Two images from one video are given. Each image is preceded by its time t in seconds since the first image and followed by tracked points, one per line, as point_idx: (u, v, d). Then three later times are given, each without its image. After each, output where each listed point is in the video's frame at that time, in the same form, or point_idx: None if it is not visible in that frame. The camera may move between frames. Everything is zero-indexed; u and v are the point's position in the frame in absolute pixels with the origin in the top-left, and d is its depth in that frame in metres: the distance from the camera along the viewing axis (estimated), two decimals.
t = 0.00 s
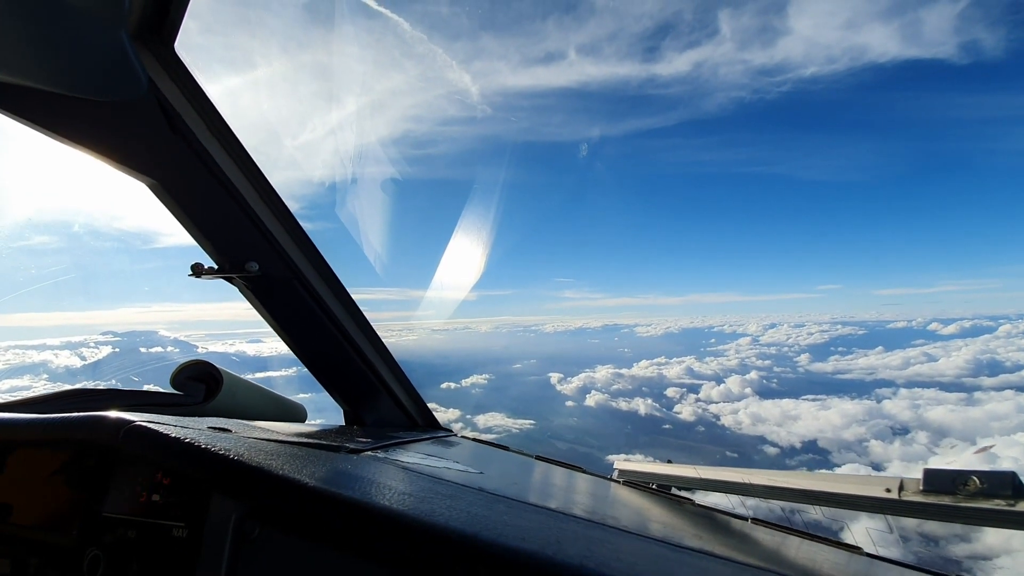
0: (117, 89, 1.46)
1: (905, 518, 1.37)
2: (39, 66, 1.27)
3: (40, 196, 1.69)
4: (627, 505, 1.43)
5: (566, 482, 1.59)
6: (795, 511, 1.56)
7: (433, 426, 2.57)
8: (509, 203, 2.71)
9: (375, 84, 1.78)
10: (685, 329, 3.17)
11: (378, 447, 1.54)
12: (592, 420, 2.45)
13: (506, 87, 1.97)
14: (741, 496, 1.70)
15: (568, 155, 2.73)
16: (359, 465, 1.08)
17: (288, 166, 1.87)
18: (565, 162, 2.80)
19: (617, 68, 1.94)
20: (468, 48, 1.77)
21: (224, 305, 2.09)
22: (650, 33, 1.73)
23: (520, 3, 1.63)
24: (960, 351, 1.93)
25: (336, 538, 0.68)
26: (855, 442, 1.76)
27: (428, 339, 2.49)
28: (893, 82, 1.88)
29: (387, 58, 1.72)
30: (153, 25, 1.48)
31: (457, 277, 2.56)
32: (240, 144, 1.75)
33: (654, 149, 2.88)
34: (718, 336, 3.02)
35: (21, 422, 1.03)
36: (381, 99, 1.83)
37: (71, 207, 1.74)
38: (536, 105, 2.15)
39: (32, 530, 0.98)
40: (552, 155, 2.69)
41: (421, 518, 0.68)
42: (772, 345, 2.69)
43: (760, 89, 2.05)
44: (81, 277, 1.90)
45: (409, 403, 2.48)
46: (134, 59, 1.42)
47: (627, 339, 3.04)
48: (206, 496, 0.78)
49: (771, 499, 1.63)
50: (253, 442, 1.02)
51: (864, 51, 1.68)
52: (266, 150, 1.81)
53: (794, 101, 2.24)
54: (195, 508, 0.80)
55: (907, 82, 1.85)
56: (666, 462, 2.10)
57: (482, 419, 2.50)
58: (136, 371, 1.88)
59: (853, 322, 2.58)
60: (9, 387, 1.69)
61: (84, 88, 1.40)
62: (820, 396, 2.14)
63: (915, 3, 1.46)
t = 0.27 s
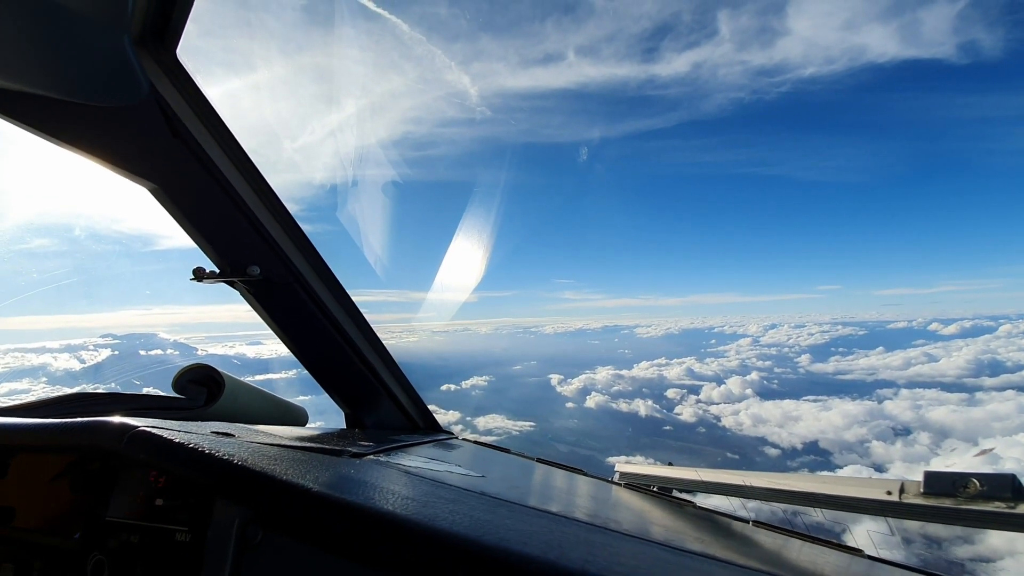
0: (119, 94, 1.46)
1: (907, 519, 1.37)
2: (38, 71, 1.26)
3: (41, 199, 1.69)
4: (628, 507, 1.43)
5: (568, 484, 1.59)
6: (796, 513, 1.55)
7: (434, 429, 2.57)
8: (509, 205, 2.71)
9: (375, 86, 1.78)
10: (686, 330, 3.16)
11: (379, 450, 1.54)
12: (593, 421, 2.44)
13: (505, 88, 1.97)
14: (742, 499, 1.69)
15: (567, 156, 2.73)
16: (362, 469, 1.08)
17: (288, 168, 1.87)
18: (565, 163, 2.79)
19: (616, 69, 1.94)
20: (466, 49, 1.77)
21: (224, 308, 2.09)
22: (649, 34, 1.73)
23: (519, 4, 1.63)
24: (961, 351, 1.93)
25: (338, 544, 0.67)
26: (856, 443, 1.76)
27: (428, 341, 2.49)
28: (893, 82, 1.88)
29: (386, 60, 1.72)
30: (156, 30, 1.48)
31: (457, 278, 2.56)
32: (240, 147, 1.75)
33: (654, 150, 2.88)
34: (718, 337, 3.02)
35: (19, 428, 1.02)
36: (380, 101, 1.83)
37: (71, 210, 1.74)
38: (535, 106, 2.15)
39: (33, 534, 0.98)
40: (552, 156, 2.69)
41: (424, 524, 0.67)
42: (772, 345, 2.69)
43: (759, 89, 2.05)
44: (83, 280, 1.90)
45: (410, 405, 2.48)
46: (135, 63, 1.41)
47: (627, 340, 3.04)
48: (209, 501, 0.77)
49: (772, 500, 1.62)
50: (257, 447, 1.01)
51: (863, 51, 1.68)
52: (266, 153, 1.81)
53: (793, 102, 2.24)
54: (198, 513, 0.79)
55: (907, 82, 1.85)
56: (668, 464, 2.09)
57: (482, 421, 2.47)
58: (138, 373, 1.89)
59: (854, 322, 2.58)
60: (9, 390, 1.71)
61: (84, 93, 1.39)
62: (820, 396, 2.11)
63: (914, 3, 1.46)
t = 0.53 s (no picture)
0: (119, 93, 1.46)
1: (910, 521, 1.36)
2: (38, 69, 1.26)
3: (40, 199, 1.69)
4: (630, 508, 1.42)
5: (568, 485, 1.59)
6: (798, 514, 1.55)
7: (434, 430, 2.56)
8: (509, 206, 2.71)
9: (374, 86, 1.78)
10: (686, 331, 3.16)
11: (380, 451, 1.53)
12: (593, 422, 2.44)
13: (504, 89, 1.97)
14: (745, 500, 1.69)
15: (567, 157, 2.73)
16: (362, 470, 1.07)
17: (287, 169, 1.87)
18: (564, 164, 2.79)
19: (616, 69, 1.94)
20: (466, 50, 1.77)
21: (224, 309, 2.10)
22: (649, 34, 1.73)
23: (518, 5, 1.63)
24: (961, 352, 1.93)
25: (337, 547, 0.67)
26: (857, 444, 1.75)
27: (428, 342, 2.49)
28: (893, 82, 1.88)
29: (385, 61, 1.72)
30: (156, 29, 1.48)
31: (457, 279, 2.55)
32: (240, 145, 1.75)
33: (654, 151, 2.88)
34: (718, 338, 3.02)
35: (16, 427, 1.01)
36: (379, 101, 1.83)
37: (69, 211, 1.74)
38: (535, 107, 2.15)
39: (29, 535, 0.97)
40: (552, 157, 2.69)
41: (425, 527, 0.67)
42: (772, 346, 2.69)
43: (758, 90, 2.05)
44: (82, 281, 1.90)
45: (410, 406, 2.48)
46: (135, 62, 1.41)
47: (627, 341, 3.04)
48: (208, 502, 0.77)
49: (775, 502, 1.62)
50: (256, 448, 1.01)
51: (863, 51, 1.68)
52: (264, 154, 1.81)
53: (793, 102, 2.24)
54: (196, 513, 0.79)
55: (907, 82, 1.85)
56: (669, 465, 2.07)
57: (482, 422, 2.46)
58: (138, 374, 1.89)
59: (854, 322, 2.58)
60: (8, 393, 1.69)
61: (84, 91, 1.39)
62: (821, 396, 2.13)
63: (914, 3, 1.46)
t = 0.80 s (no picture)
0: (117, 95, 1.45)
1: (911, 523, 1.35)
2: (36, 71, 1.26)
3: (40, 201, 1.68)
4: (631, 510, 1.41)
5: (568, 487, 1.58)
6: (798, 515, 1.55)
7: (433, 431, 2.56)
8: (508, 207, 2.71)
9: (372, 87, 1.78)
10: (685, 332, 3.17)
11: (380, 453, 1.53)
12: (592, 423, 2.44)
13: (503, 89, 1.97)
14: (744, 501, 1.69)
15: (566, 157, 2.73)
16: (362, 473, 1.07)
17: (286, 170, 1.87)
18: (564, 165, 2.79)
19: (615, 70, 1.94)
20: (464, 51, 1.77)
21: (223, 310, 2.09)
22: (647, 35, 1.73)
23: (516, 5, 1.62)
24: (960, 352, 1.93)
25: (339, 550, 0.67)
26: (858, 445, 1.75)
27: (428, 344, 2.48)
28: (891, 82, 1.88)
29: (384, 62, 1.72)
30: (155, 31, 1.47)
31: (457, 280, 2.55)
32: (240, 148, 1.74)
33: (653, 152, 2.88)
34: (717, 338, 3.02)
35: (10, 429, 1.00)
36: (378, 103, 1.83)
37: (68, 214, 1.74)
38: (534, 108, 2.15)
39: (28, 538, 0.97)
40: (551, 158, 2.69)
41: (427, 528, 0.67)
42: (772, 347, 2.69)
43: (757, 90, 2.05)
44: (81, 282, 1.89)
45: (410, 407, 2.48)
46: (135, 64, 1.40)
47: (627, 342, 3.04)
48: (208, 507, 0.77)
49: (774, 503, 1.62)
50: (255, 449, 1.00)
51: (862, 52, 1.68)
52: (263, 156, 1.80)
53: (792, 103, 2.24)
54: (195, 518, 0.79)
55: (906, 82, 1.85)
56: (667, 467, 2.04)
57: (482, 424, 2.46)
58: (136, 376, 1.88)
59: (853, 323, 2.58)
60: (5, 394, 1.69)
61: (82, 92, 1.39)
62: (821, 397, 2.13)
63: (912, 3, 1.46)
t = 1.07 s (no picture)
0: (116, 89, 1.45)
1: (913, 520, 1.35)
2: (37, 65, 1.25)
3: (38, 200, 1.67)
4: (631, 506, 1.42)
5: (568, 483, 1.59)
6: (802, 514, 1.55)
7: (434, 430, 2.55)
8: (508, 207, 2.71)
9: (371, 86, 1.78)
10: (684, 332, 3.17)
11: (382, 449, 1.53)
12: (591, 423, 2.44)
13: (501, 88, 1.96)
14: (747, 497, 1.69)
15: (567, 156, 2.73)
16: (364, 467, 1.07)
17: (285, 169, 1.86)
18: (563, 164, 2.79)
19: (614, 69, 1.93)
20: (462, 50, 1.77)
21: (222, 310, 2.09)
22: (646, 34, 1.73)
23: (514, 4, 1.62)
24: (959, 352, 1.93)
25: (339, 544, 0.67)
26: (857, 445, 1.75)
27: (428, 344, 2.47)
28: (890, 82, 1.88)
29: (382, 61, 1.71)
30: (154, 25, 1.47)
31: (457, 280, 2.55)
32: (240, 143, 1.74)
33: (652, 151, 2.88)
34: (716, 338, 3.02)
35: (12, 426, 1.00)
36: (377, 102, 1.83)
37: (65, 214, 1.73)
38: (533, 107, 2.15)
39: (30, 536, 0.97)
40: (551, 157, 2.69)
41: (429, 521, 0.66)
42: (770, 347, 2.69)
43: (756, 90, 2.05)
44: (79, 277, 1.88)
45: (411, 406, 2.46)
46: (134, 58, 1.40)
47: (626, 342, 3.04)
48: (208, 501, 0.76)
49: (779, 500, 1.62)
50: (256, 444, 1.00)
51: (861, 51, 1.68)
52: (262, 156, 1.80)
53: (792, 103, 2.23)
54: (195, 512, 0.78)
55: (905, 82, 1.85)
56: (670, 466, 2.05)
57: (480, 424, 2.48)
58: (135, 373, 1.88)
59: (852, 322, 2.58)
60: (3, 394, 1.68)
61: (82, 87, 1.38)
62: (820, 398, 2.13)
63: (912, 3, 1.45)
